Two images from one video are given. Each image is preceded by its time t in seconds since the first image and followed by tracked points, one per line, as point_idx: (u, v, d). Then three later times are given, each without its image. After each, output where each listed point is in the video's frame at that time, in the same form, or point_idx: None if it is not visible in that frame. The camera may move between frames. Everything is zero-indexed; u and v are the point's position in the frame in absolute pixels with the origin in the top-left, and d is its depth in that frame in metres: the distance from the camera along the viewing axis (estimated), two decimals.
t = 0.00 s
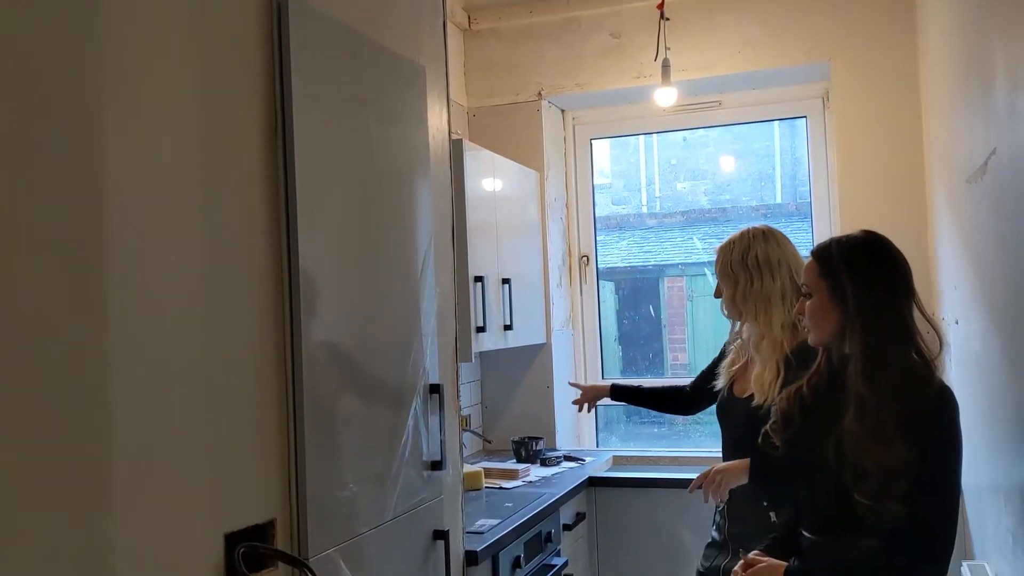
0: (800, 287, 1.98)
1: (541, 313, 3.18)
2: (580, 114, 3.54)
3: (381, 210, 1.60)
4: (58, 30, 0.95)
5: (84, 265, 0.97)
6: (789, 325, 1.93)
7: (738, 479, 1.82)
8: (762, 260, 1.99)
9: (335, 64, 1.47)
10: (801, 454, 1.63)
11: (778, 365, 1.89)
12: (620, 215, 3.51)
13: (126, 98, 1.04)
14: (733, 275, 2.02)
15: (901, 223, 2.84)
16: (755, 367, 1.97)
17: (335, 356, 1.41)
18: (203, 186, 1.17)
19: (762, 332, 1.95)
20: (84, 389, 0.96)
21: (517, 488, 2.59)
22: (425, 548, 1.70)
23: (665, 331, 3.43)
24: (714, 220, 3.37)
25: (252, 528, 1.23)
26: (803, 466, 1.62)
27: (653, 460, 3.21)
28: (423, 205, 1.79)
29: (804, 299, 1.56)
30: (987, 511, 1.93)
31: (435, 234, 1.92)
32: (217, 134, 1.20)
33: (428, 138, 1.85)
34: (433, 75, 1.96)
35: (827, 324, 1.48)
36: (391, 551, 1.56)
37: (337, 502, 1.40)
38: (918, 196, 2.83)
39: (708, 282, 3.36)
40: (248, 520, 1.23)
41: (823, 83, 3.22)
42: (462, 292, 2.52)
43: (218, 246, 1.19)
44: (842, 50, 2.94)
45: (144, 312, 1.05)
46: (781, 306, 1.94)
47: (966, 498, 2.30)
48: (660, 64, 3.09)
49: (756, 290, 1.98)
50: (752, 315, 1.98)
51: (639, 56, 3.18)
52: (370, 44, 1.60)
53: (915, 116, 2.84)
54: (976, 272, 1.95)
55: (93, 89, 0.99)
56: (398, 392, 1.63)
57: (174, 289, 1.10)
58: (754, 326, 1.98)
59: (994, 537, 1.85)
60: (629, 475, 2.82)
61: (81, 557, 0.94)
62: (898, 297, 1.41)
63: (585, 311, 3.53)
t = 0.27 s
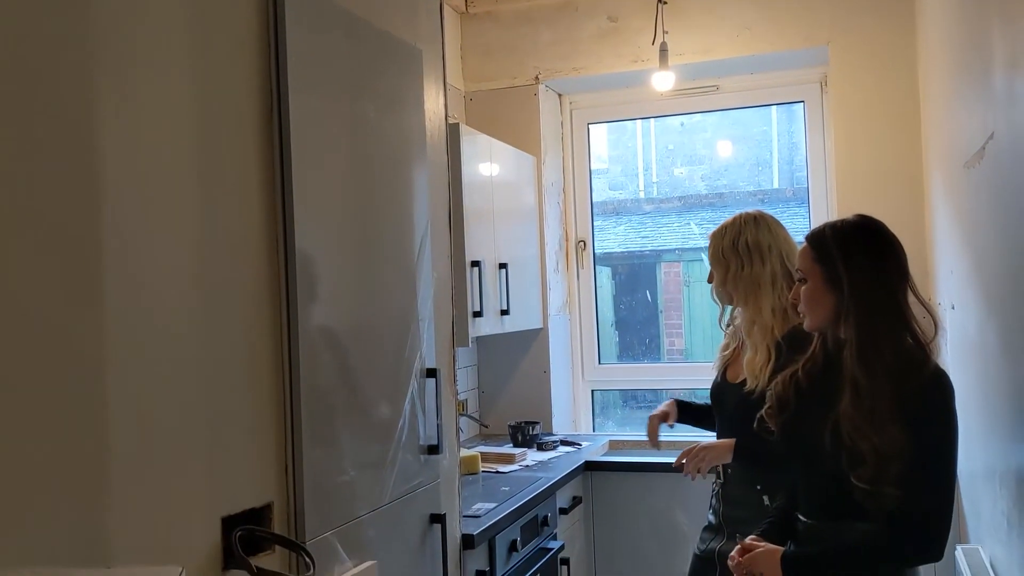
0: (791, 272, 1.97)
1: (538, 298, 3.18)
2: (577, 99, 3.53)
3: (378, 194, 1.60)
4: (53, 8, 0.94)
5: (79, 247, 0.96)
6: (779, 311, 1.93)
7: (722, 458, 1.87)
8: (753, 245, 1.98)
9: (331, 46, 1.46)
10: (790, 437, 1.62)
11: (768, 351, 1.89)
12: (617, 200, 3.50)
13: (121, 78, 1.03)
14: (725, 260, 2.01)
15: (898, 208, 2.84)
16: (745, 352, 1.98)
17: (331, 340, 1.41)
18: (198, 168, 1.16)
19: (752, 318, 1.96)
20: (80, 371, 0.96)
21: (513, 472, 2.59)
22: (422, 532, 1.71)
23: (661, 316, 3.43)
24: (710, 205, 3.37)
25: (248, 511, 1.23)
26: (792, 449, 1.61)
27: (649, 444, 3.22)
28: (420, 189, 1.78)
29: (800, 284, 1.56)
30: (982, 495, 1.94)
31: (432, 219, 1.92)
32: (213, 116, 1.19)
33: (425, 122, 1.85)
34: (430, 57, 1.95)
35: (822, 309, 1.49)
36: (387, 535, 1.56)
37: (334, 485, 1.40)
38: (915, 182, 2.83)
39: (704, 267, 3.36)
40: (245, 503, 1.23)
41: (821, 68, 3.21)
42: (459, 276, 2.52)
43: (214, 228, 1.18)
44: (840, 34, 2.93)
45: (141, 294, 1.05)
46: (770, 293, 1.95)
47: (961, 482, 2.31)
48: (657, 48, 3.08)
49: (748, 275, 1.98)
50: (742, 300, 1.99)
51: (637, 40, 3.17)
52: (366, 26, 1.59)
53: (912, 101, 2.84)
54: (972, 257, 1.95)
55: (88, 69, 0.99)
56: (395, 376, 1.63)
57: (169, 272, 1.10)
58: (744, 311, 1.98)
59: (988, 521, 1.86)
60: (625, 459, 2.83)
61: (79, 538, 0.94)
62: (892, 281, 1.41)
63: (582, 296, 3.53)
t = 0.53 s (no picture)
0: (785, 260, 1.96)
1: (536, 285, 3.18)
2: (575, 86, 3.52)
3: (376, 180, 1.59)
4: None
5: (76, 233, 0.96)
6: (771, 299, 1.93)
7: (716, 441, 1.92)
8: (747, 234, 1.99)
9: (328, 31, 1.45)
10: (789, 424, 1.61)
11: (760, 339, 1.89)
12: (615, 188, 3.50)
13: (117, 63, 1.03)
14: (720, 249, 2.02)
15: (896, 196, 2.84)
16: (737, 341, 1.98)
17: (329, 327, 1.41)
18: (196, 154, 1.16)
19: (745, 306, 1.96)
20: (77, 357, 0.95)
21: (511, 459, 2.60)
22: (419, 519, 1.71)
23: (659, 304, 3.43)
24: (708, 193, 3.37)
25: (246, 498, 1.24)
26: (789, 437, 1.60)
27: (646, 432, 3.22)
28: (418, 176, 1.78)
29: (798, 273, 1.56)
30: (978, 482, 1.94)
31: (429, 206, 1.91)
32: (210, 101, 1.19)
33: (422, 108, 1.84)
34: (427, 43, 1.94)
35: (820, 298, 1.49)
36: (385, 522, 1.57)
37: (332, 472, 1.40)
38: (913, 169, 2.83)
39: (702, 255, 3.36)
40: (243, 490, 1.23)
41: (819, 55, 3.20)
42: (456, 263, 2.52)
43: (211, 215, 1.18)
44: (839, 21, 2.92)
45: (139, 283, 1.05)
46: (762, 281, 1.94)
47: (956, 469, 2.32)
48: (655, 35, 3.07)
49: (741, 263, 1.98)
50: (734, 288, 1.99)
51: (635, 27, 3.16)
52: (363, 11, 1.58)
53: (911, 88, 2.83)
54: (970, 244, 1.95)
55: (84, 55, 0.98)
56: (392, 364, 1.63)
57: (166, 258, 1.10)
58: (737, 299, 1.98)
59: (984, 508, 1.87)
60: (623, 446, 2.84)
61: (77, 525, 0.94)
62: (890, 269, 1.41)
63: (580, 284, 3.53)
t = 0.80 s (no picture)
0: (785, 251, 1.97)
1: (535, 277, 3.18)
2: (574, 76, 3.51)
3: (374, 170, 1.59)
4: None
5: (75, 224, 0.96)
6: (770, 289, 1.93)
7: (711, 429, 1.92)
8: (746, 226, 1.99)
9: (326, 21, 1.44)
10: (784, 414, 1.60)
11: (759, 331, 1.89)
12: (614, 179, 3.49)
13: (114, 53, 1.02)
14: (720, 241, 2.02)
15: (895, 187, 2.84)
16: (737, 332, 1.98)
17: (327, 318, 1.41)
18: (194, 145, 1.15)
19: (744, 297, 1.96)
20: (76, 348, 0.95)
21: (509, 450, 2.60)
22: (418, 509, 1.71)
23: (658, 295, 3.43)
24: (707, 184, 3.36)
25: (245, 487, 1.24)
26: (786, 426, 1.59)
27: (645, 423, 3.23)
28: (416, 166, 1.77)
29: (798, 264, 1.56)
30: (975, 472, 1.95)
31: (428, 197, 1.91)
32: (207, 92, 1.18)
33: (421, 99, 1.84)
34: (426, 33, 1.94)
35: (820, 289, 1.49)
36: (384, 511, 1.57)
37: (331, 461, 1.41)
38: (912, 160, 2.82)
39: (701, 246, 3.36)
40: (242, 480, 1.23)
41: (819, 46, 3.19)
42: (455, 254, 2.52)
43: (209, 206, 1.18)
44: (839, 11, 2.91)
45: (137, 272, 1.05)
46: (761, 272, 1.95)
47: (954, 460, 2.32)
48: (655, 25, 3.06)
49: (741, 255, 1.98)
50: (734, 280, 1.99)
51: (634, 17, 3.15)
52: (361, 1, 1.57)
53: (910, 79, 2.83)
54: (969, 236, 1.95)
55: (81, 45, 0.98)
56: (391, 354, 1.63)
57: (165, 249, 1.09)
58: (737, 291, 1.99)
59: (981, 498, 1.87)
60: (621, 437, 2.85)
61: (76, 514, 0.94)
62: (891, 260, 1.41)
63: (579, 275, 3.53)
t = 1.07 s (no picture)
0: (790, 246, 1.97)
1: (535, 271, 3.19)
2: (574, 70, 3.50)
3: (374, 163, 1.59)
4: None
5: (74, 219, 0.96)
6: (776, 284, 1.93)
7: (715, 425, 1.91)
8: (752, 219, 1.98)
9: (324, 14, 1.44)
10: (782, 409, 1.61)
11: (760, 325, 1.89)
12: (613, 173, 3.49)
13: (114, 49, 1.02)
14: (724, 234, 2.02)
15: (894, 181, 2.84)
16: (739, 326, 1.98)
17: (326, 312, 1.41)
18: (193, 140, 1.15)
19: (746, 292, 1.96)
20: (75, 344, 0.95)
21: (509, 444, 2.61)
22: (417, 503, 1.72)
23: (658, 289, 3.43)
24: (707, 178, 3.36)
25: (245, 481, 1.24)
26: (783, 420, 1.59)
27: (644, 417, 3.23)
28: (415, 160, 1.77)
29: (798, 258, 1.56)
30: (974, 467, 1.95)
31: (428, 191, 1.91)
32: (207, 87, 1.18)
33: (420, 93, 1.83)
34: (425, 27, 1.93)
35: (820, 283, 1.48)
36: (384, 505, 1.57)
37: (331, 455, 1.41)
38: (913, 154, 2.82)
39: (701, 241, 3.36)
40: (242, 474, 1.23)
41: (819, 40, 3.19)
42: (455, 249, 2.51)
43: (209, 201, 1.18)
44: (839, 6, 2.91)
45: (136, 266, 1.05)
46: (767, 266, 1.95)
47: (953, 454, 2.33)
48: (654, 19, 3.06)
49: (745, 248, 1.98)
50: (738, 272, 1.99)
51: (634, 11, 3.15)
52: None
53: (910, 74, 2.83)
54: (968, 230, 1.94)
55: (82, 39, 0.97)
56: (390, 348, 1.63)
57: (166, 241, 1.10)
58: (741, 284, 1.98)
59: (980, 492, 1.87)
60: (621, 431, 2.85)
61: (76, 509, 0.94)
62: (889, 254, 1.41)
63: (578, 269, 3.52)
